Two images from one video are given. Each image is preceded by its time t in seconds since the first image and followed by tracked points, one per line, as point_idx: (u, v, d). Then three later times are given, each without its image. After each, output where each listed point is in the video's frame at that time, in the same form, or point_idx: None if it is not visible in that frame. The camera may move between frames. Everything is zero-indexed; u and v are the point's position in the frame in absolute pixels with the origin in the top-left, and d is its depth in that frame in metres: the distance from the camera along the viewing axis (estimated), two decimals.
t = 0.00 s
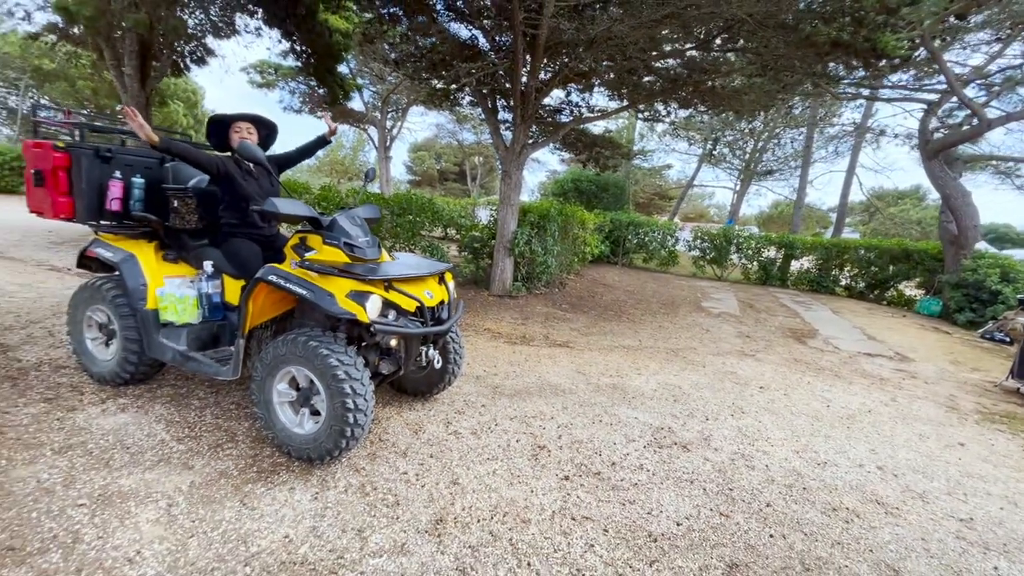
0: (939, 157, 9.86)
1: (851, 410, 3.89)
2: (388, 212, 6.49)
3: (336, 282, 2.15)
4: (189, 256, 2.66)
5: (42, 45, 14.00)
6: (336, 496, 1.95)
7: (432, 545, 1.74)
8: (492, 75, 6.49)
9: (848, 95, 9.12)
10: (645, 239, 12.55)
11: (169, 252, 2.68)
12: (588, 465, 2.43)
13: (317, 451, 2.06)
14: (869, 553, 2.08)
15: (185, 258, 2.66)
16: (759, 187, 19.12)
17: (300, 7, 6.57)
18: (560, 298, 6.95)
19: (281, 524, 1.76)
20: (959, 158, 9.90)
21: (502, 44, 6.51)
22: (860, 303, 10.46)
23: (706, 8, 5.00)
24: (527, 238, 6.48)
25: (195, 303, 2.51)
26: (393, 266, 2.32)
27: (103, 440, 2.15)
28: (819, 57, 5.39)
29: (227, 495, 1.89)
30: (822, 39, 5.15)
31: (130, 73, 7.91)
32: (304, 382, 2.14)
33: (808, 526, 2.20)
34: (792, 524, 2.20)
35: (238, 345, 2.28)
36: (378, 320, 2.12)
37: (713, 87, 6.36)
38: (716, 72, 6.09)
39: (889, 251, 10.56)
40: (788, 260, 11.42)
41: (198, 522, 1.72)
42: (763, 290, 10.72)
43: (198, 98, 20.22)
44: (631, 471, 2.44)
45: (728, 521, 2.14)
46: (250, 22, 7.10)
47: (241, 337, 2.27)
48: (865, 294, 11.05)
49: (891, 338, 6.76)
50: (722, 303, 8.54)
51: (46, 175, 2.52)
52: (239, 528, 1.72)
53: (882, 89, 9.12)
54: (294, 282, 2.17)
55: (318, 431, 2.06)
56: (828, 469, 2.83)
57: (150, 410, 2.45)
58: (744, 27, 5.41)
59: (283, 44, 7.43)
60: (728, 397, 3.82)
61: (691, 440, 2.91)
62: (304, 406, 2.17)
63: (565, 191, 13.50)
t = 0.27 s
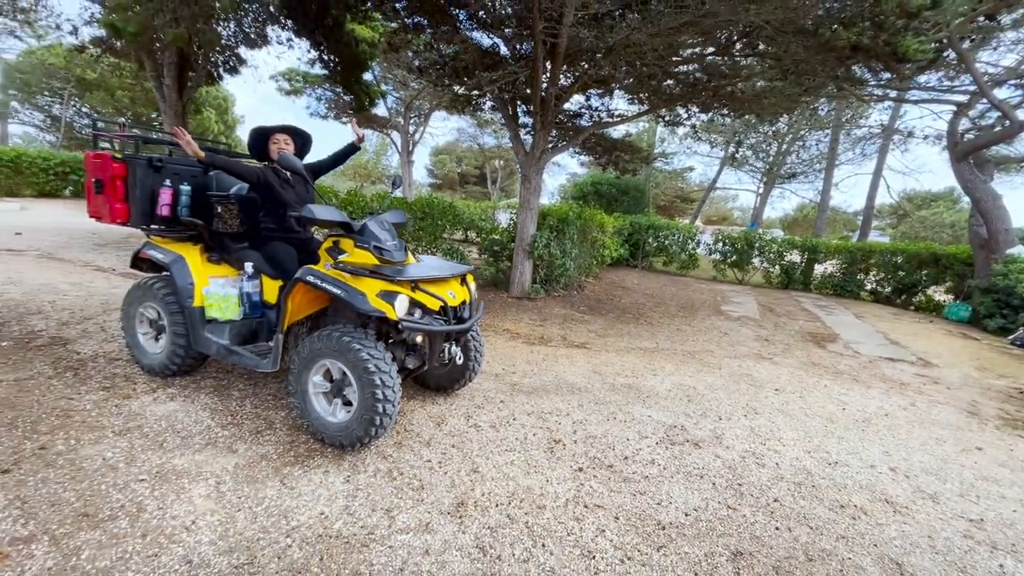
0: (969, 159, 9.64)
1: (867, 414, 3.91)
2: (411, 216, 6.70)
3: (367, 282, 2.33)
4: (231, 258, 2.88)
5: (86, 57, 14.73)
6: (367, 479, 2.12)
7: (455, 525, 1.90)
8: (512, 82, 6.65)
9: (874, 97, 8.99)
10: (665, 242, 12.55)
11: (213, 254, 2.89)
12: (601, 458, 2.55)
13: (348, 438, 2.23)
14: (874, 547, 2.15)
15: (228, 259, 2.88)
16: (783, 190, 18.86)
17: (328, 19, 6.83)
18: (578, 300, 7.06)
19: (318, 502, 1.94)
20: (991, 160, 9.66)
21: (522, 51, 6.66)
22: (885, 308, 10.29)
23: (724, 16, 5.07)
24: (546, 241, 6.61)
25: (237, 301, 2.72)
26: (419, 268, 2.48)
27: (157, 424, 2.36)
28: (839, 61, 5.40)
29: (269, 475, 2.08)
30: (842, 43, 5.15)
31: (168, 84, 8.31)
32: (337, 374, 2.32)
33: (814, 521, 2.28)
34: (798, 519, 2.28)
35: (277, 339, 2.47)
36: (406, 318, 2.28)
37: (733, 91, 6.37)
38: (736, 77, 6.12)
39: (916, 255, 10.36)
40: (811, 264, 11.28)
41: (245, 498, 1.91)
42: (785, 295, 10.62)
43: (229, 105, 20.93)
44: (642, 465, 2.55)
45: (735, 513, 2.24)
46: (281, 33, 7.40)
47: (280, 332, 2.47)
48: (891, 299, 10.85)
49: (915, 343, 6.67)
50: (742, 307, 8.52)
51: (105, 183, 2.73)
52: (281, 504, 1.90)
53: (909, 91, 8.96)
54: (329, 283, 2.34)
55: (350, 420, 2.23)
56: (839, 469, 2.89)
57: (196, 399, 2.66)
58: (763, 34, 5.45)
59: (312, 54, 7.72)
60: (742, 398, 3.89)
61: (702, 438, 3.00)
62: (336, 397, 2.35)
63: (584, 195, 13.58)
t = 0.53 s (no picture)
0: (993, 164, 9.46)
1: (878, 420, 3.92)
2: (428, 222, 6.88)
3: (387, 287, 2.47)
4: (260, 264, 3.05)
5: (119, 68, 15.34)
6: (386, 473, 2.26)
7: (468, 516, 2.01)
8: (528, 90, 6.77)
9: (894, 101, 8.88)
10: (680, 247, 12.55)
11: (244, 260, 3.08)
12: (608, 458, 2.65)
13: (368, 434, 2.37)
14: (874, 547, 2.21)
15: (257, 265, 3.06)
16: (802, 195, 18.64)
17: (349, 31, 7.06)
18: (592, 305, 7.15)
19: (342, 493, 2.08)
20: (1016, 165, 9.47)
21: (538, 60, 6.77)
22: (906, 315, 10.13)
23: (736, 26, 5.13)
24: (560, 246, 6.72)
25: (267, 305, 2.90)
26: (436, 273, 2.62)
27: (192, 418, 2.54)
28: (853, 69, 5.41)
29: (295, 467, 2.23)
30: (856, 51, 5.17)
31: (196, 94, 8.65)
32: (360, 374, 2.47)
33: (816, 522, 2.34)
34: (801, 519, 2.35)
35: (303, 340, 2.63)
36: (423, 321, 2.42)
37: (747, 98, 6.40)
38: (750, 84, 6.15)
39: (938, 261, 10.18)
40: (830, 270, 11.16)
41: (273, 487, 2.06)
42: (802, 301, 10.52)
43: (253, 112, 21.51)
44: (647, 465, 2.63)
45: (738, 512, 2.31)
46: (304, 45, 7.66)
47: (307, 334, 2.63)
48: (913, 305, 10.67)
49: (934, 350, 6.59)
50: (757, 313, 8.50)
51: (146, 194, 2.96)
52: (306, 494, 2.04)
53: (931, 95, 8.84)
54: (352, 287, 2.50)
55: (370, 416, 2.37)
56: (846, 473, 2.93)
57: (227, 396, 2.84)
58: (777, 42, 5.48)
59: (333, 65, 7.97)
60: (753, 403, 3.93)
61: (709, 441, 3.07)
62: (359, 395, 2.50)
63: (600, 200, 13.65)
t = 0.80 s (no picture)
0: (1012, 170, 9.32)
1: (887, 428, 3.91)
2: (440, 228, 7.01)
3: (400, 293, 2.58)
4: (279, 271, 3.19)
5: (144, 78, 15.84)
6: (396, 471, 2.35)
7: (474, 514, 2.10)
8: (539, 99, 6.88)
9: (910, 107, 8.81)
10: (692, 253, 12.53)
11: (264, 267, 3.22)
12: (613, 461, 2.71)
13: (380, 434, 2.47)
14: (874, 552, 2.24)
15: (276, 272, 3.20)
16: (818, 201, 18.46)
17: (365, 42, 7.25)
18: (602, 311, 7.20)
19: (355, 489, 2.18)
20: None
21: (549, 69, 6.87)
22: (923, 322, 9.99)
23: (745, 36, 5.18)
24: (570, 253, 6.80)
25: (285, 309, 3.03)
26: (446, 280, 2.72)
27: (214, 417, 2.67)
28: (863, 78, 5.42)
29: (310, 464, 2.33)
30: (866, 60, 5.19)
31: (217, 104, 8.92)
32: (373, 376, 2.57)
33: (818, 526, 2.38)
34: (802, 523, 2.39)
35: (319, 343, 2.75)
36: (433, 327, 2.52)
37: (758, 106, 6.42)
38: (760, 92, 6.17)
39: (956, 268, 10.03)
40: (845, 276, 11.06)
41: (289, 482, 2.16)
42: (816, 308, 10.44)
43: (271, 120, 22.00)
44: (651, 469, 2.69)
45: (740, 516, 2.36)
46: (322, 56, 7.87)
47: (323, 337, 2.75)
48: (931, 313, 10.51)
49: (949, 359, 6.51)
50: (769, 319, 8.46)
51: (171, 203, 3.08)
52: (321, 490, 2.14)
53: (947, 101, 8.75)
54: (366, 293, 2.62)
55: (382, 417, 2.48)
56: (850, 479, 2.95)
57: (246, 396, 2.96)
58: (786, 51, 5.52)
59: (350, 75, 8.17)
60: (760, 410, 3.95)
61: (714, 446, 3.12)
62: (372, 397, 2.61)
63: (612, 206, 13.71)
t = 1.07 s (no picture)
0: None
1: (897, 437, 3.89)
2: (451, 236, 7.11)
3: (411, 301, 2.65)
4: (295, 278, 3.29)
5: (163, 89, 16.24)
6: (407, 475, 2.41)
7: (482, 518, 2.14)
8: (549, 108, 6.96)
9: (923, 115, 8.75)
10: (703, 261, 12.50)
11: (281, 274, 3.32)
12: (619, 468, 2.75)
13: (391, 438, 2.54)
14: (880, 561, 2.25)
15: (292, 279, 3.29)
16: (830, 207, 18.32)
17: (378, 54, 7.39)
18: (611, 318, 7.23)
19: (367, 491, 2.24)
20: None
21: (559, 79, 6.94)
22: (938, 331, 9.86)
23: (753, 46, 5.22)
24: (579, 261, 6.85)
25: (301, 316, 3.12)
26: (456, 288, 2.79)
27: (231, 420, 2.75)
28: (873, 87, 5.43)
29: (323, 467, 2.40)
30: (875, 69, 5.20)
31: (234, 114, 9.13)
32: (385, 382, 2.64)
33: (823, 534, 2.39)
34: (807, 532, 2.40)
35: (333, 349, 2.83)
36: (444, 334, 2.59)
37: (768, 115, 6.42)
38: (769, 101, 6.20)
39: (971, 275, 9.89)
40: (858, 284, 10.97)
41: (304, 484, 2.23)
42: (827, 316, 10.36)
43: (286, 129, 22.38)
44: (657, 476, 2.72)
45: (745, 524, 2.38)
46: (336, 67, 8.04)
47: (336, 343, 2.83)
48: (946, 321, 10.36)
49: (963, 368, 6.44)
50: (780, 327, 8.42)
51: (192, 212, 3.21)
52: (334, 492, 2.21)
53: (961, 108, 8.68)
54: (379, 301, 2.69)
55: (394, 422, 2.54)
56: (858, 489, 2.95)
57: (262, 400, 3.05)
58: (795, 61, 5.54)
59: (362, 85, 8.33)
60: (768, 418, 3.95)
61: (721, 454, 3.14)
62: (384, 402, 2.67)
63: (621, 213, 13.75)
